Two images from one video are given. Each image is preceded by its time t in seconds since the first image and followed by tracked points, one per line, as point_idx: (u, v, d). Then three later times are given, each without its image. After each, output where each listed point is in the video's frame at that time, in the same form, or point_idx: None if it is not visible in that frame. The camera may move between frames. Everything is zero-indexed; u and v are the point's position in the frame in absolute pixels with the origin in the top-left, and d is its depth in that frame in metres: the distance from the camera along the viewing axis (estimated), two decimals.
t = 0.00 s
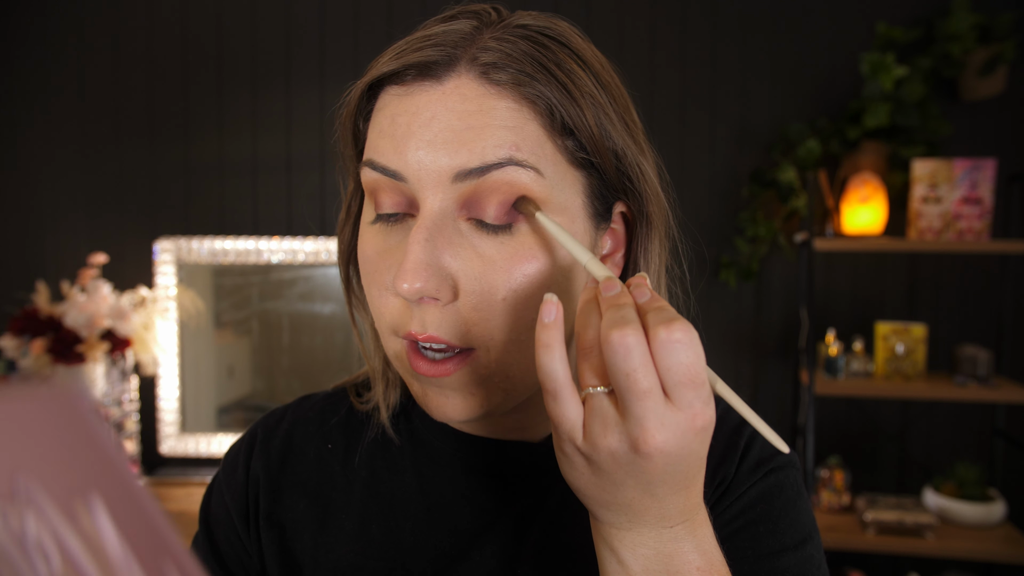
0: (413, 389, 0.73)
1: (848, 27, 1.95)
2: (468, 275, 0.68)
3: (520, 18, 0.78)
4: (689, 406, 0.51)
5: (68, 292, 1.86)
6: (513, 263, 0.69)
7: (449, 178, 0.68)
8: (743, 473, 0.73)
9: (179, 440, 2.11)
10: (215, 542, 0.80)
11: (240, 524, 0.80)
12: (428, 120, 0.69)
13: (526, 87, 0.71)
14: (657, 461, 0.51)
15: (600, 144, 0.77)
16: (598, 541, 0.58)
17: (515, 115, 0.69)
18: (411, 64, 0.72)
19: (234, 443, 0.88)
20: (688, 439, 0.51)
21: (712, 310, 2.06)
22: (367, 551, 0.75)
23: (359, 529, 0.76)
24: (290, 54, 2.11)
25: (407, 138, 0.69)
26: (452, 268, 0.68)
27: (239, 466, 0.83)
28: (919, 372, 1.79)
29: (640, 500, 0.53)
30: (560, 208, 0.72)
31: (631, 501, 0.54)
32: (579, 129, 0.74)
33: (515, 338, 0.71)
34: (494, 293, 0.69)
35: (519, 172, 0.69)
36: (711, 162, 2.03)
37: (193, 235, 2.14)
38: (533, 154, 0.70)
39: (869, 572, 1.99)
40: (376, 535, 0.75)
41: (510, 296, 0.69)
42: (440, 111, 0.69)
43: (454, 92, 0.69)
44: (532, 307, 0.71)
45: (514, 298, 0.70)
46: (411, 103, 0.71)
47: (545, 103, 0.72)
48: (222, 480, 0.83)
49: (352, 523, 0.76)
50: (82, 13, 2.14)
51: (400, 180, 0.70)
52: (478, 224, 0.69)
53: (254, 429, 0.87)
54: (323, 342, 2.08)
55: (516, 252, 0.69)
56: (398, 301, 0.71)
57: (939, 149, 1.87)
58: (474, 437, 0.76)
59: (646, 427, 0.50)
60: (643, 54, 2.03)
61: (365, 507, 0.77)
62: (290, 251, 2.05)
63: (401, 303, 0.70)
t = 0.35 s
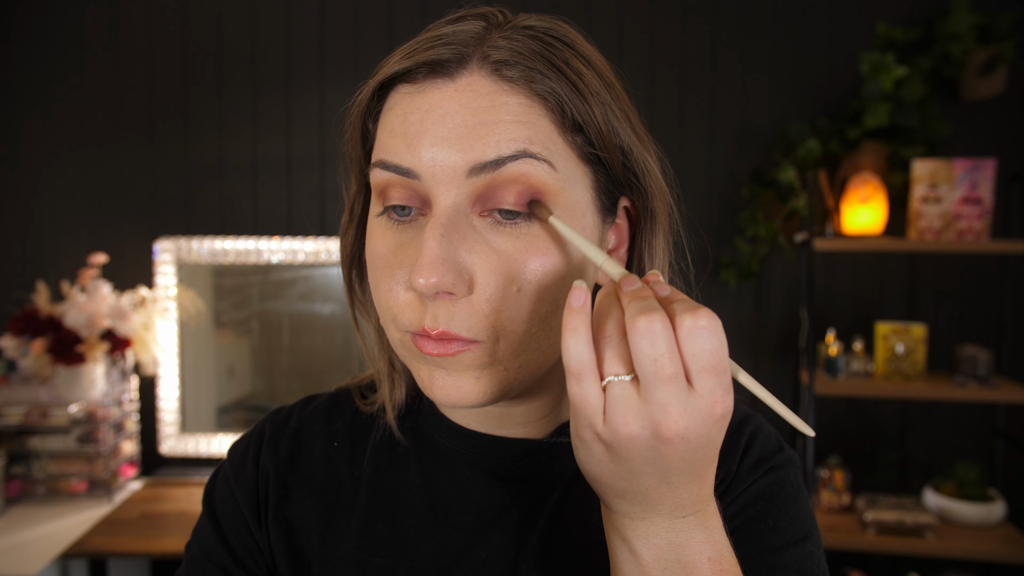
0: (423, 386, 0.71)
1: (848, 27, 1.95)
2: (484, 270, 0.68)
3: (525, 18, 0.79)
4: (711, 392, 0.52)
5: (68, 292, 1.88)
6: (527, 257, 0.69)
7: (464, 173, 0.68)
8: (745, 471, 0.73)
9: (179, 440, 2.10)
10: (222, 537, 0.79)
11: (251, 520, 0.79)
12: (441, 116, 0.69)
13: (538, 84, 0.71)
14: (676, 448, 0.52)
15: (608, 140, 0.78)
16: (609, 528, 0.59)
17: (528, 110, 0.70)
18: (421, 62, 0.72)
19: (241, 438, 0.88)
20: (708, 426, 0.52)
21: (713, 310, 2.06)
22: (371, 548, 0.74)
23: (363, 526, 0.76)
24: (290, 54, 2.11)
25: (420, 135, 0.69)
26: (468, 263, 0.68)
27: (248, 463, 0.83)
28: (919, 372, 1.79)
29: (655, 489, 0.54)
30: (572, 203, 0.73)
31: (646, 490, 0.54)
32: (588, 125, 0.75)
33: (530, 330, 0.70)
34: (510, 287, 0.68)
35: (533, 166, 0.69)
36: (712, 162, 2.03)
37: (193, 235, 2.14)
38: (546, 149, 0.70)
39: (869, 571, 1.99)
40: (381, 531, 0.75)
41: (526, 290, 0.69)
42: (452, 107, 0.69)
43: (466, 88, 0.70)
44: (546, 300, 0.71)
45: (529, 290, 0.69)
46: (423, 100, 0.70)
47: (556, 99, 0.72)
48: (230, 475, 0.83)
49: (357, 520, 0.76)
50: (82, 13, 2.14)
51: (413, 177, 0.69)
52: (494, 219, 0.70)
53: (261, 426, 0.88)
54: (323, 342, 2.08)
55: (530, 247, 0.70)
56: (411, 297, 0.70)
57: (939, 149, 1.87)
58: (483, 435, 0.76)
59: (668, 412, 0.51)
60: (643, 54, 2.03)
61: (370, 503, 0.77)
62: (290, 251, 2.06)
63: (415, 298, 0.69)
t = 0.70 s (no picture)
0: (432, 389, 0.70)
1: (848, 27, 1.95)
2: (493, 272, 0.68)
3: (529, 22, 0.79)
4: (715, 384, 0.51)
5: (69, 293, 1.89)
6: (535, 259, 0.69)
7: (472, 176, 0.68)
8: (744, 467, 0.73)
9: (179, 440, 2.11)
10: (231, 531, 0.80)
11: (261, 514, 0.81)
12: (449, 120, 0.69)
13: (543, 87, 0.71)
14: (681, 441, 0.52)
15: (612, 141, 0.78)
16: (609, 521, 0.58)
17: (535, 113, 0.70)
18: (427, 67, 0.72)
19: (249, 434, 0.89)
20: (712, 419, 0.52)
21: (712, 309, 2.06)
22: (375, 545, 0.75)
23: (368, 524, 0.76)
24: (290, 54, 2.11)
25: (428, 139, 0.69)
26: (477, 266, 0.68)
27: (257, 460, 0.83)
28: (918, 372, 1.79)
29: (658, 482, 0.54)
30: (578, 204, 0.73)
31: (649, 483, 0.54)
32: (593, 127, 0.75)
33: (538, 331, 0.70)
34: (518, 289, 0.69)
35: (541, 168, 0.69)
36: (712, 162, 2.03)
37: (193, 235, 2.14)
38: (553, 151, 0.70)
39: (869, 571, 1.99)
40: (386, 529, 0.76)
41: (534, 291, 0.69)
42: (459, 111, 0.69)
43: (474, 92, 0.70)
44: (552, 302, 0.71)
45: (536, 293, 0.69)
46: (430, 104, 0.70)
47: (561, 102, 0.72)
48: (238, 471, 0.83)
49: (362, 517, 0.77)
50: (82, 13, 2.14)
51: (420, 181, 0.69)
52: (501, 222, 0.70)
53: (268, 423, 0.88)
54: (323, 342, 2.07)
55: (538, 248, 0.70)
56: (420, 300, 0.69)
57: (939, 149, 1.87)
58: (488, 434, 0.76)
59: (674, 405, 0.50)
60: (643, 54, 2.03)
61: (375, 500, 0.78)
62: (290, 251, 2.06)
63: (425, 302, 0.69)
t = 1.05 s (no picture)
0: (436, 392, 0.70)
1: (848, 27, 1.95)
2: (495, 275, 0.68)
3: (523, 23, 0.79)
4: (724, 390, 0.49)
5: (69, 292, 1.89)
6: (536, 260, 0.69)
7: (472, 180, 0.68)
8: (750, 469, 0.73)
9: (179, 440, 2.11)
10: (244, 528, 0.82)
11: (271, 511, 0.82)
12: (447, 125, 0.69)
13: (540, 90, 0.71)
14: (689, 447, 0.50)
15: (611, 141, 0.78)
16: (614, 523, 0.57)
17: (533, 116, 0.70)
18: (423, 72, 0.72)
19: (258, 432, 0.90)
20: (719, 425, 0.50)
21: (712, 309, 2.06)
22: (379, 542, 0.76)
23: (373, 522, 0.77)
24: (290, 54, 2.11)
25: (426, 145, 0.69)
26: (479, 269, 0.68)
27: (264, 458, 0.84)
28: (918, 372, 1.79)
29: (662, 487, 0.52)
30: (578, 205, 0.73)
31: (654, 488, 0.53)
32: (591, 128, 0.75)
33: (542, 332, 0.70)
34: (520, 291, 0.68)
35: (540, 171, 0.69)
36: (712, 162, 2.03)
37: (193, 235, 2.14)
38: (551, 153, 0.70)
39: (869, 572, 1.99)
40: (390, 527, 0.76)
41: (536, 292, 0.69)
42: (458, 116, 0.69)
43: (471, 96, 0.69)
44: (555, 302, 0.70)
45: (539, 294, 0.69)
46: (428, 110, 0.70)
47: (559, 103, 0.72)
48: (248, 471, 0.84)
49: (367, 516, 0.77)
50: (82, 13, 2.14)
51: (421, 186, 0.69)
52: (502, 224, 0.70)
53: (275, 421, 0.88)
54: (323, 342, 2.07)
55: (539, 249, 0.70)
56: (423, 304, 0.69)
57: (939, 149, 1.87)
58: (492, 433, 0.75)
59: (683, 411, 0.49)
60: (643, 54, 2.03)
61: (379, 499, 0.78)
62: (290, 251, 2.06)
63: (428, 305, 0.69)
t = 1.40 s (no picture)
0: (440, 391, 0.70)
1: (847, 27, 1.95)
2: (499, 273, 0.68)
3: (523, 24, 0.79)
4: (718, 380, 0.50)
5: (69, 293, 1.89)
6: (538, 258, 0.69)
7: (475, 180, 0.68)
8: (748, 463, 0.73)
9: (179, 440, 2.11)
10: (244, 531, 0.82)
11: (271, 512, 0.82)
12: (450, 124, 0.69)
13: (541, 90, 0.71)
14: (685, 437, 0.50)
15: (610, 140, 0.78)
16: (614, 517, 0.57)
17: (535, 116, 0.70)
18: (425, 73, 0.72)
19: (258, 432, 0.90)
20: (715, 415, 0.51)
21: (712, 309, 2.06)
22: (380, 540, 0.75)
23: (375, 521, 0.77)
24: (290, 54, 2.11)
25: (429, 145, 0.69)
26: (482, 267, 0.68)
27: (263, 459, 0.84)
28: (918, 372, 1.79)
29: (659, 478, 0.52)
30: (579, 204, 0.73)
31: (651, 479, 0.53)
32: (592, 128, 0.75)
33: (544, 330, 0.70)
34: (523, 289, 0.69)
35: (541, 170, 0.69)
36: (712, 162, 2.03)
37: (193, 235, 2.14)
38: (553, 153, 0.70)
39: (869, 571, 1.99)
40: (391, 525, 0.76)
41: (538, 291, 0.69)
42: (460, 116, 0.69)
43: (473, 96, 0.70)
44: (557, 300, 0.71)
45: (541, 293, 0.69)
46: (431, 110, 0.70)
47: (560, 103, 0.73)
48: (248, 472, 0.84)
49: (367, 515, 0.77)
50: (81, 13, 2.14)
51: (423, 186, 0.69)
52: (505, 223, 0.70)
53: (275, 422, 0.88)
54: (323, 342, 2.07)
55: (541, 248, 0.70)
56: (427, 303, 0.69)
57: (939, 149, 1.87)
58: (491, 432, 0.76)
59: (678, 399, 0.49)
60: (643, 54, 2.03)
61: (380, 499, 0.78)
62: (290, 251, 2.06)
63: (432, 304, 0.69)
